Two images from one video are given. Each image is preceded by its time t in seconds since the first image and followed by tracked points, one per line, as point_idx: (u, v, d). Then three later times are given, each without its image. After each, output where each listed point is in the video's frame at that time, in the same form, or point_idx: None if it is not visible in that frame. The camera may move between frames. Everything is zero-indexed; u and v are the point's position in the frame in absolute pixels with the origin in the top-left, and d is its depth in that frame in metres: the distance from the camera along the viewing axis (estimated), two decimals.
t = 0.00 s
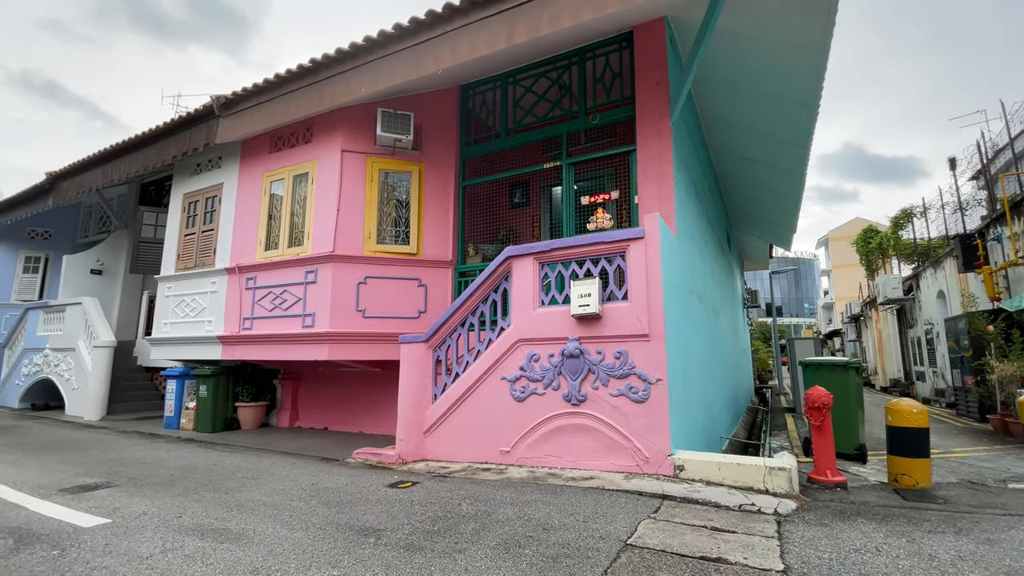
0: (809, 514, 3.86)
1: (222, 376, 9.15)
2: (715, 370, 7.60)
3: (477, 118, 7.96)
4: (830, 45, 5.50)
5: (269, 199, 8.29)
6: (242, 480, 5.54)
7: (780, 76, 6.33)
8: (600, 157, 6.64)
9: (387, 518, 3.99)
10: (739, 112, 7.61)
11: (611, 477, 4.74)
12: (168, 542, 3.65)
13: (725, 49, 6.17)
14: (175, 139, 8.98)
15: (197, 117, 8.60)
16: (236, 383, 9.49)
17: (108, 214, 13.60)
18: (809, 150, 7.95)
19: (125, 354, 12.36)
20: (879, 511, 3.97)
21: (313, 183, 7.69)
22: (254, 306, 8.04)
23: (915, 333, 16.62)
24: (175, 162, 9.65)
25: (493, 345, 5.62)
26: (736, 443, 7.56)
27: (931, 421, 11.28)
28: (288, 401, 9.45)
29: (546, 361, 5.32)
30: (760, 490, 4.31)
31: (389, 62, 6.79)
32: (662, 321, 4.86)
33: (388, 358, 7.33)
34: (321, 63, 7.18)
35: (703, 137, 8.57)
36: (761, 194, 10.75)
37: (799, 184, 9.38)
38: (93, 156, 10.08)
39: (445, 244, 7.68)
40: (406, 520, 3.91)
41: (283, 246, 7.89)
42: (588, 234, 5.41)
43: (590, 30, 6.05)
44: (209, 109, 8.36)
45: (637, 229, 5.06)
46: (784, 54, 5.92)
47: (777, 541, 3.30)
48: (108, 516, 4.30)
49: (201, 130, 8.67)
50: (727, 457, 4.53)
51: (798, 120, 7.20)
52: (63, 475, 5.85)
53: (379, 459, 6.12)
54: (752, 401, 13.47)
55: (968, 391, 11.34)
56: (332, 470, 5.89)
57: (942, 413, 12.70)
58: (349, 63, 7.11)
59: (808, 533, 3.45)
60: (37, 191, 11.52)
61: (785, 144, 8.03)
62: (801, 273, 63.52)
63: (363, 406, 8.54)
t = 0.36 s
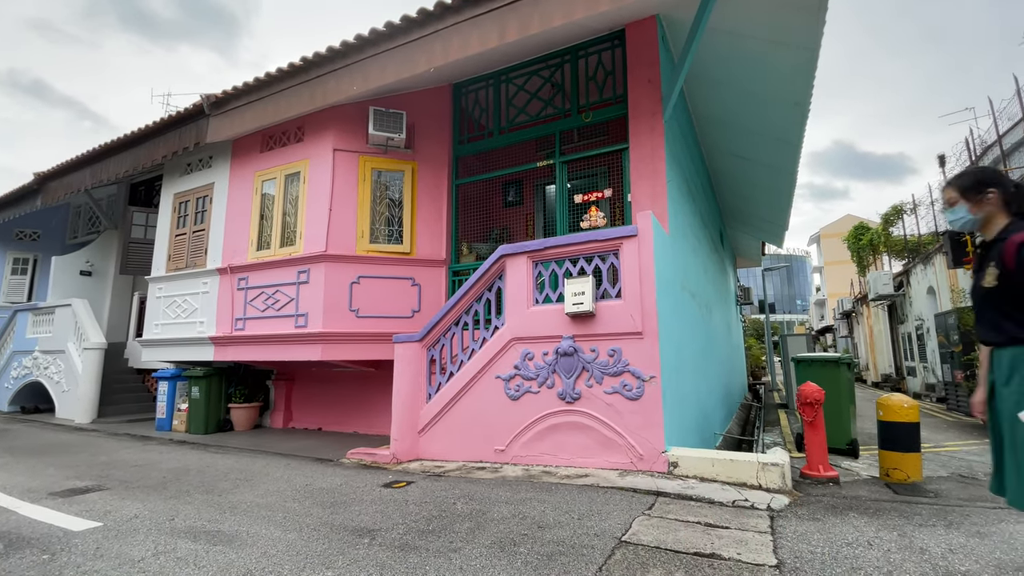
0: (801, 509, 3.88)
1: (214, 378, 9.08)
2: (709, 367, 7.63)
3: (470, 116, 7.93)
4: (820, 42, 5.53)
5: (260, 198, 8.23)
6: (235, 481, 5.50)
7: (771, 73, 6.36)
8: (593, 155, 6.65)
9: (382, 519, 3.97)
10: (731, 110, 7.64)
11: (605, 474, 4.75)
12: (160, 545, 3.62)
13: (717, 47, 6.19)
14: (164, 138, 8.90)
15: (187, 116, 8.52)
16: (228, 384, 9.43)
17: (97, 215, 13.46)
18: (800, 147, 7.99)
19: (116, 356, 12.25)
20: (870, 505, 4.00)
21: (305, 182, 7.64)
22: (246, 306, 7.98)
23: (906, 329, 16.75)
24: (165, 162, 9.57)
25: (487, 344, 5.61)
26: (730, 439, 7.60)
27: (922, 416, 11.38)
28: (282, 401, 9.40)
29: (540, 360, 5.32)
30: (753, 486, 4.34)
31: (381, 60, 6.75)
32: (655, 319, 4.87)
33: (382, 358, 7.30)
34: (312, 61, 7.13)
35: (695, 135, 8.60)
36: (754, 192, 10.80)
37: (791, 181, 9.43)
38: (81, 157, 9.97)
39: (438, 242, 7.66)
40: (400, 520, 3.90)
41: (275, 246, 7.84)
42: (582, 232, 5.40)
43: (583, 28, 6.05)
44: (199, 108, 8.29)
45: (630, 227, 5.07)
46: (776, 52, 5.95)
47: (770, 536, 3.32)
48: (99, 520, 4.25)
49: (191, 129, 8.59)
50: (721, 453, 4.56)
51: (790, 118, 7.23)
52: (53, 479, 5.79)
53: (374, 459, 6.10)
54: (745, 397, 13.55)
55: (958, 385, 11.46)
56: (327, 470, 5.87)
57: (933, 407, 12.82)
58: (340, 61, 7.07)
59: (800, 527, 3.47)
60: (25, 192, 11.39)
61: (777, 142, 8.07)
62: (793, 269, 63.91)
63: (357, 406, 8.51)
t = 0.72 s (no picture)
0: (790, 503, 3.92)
1: (205, 378, 9.02)
2: (700, 363, 7.68)
3: (461, 114, 7.91)
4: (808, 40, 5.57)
5: (250, 197, 8.17)
6: (226, 482, 5.47)
7: (760, 71, 6.41)
8: (584, 153, 6.65)
9: (374, 517, 3.97)
10: (721, 108, 7.68)
11: (597, 471, 4.77)
12: (150, 546, 3.59)
13: (706, 45, 6.23)
14: (152, 137, 8.81)
15: (175, 114, 8.45)
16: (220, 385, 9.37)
17: (84, 215, 13.30)
18: (790, 145, 8.05)
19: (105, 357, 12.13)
20: (858, 499, 4.05)
21: (295, 181, 7.60)
22: (236, 306, 7.93)
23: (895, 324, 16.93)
24: (153, 161, 9.48)
25: (479, 342, 5.61)
26: (722, 435, 7.65)
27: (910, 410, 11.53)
28: (274, 401, 9.35)
29: (532, 357, 5.32)
30: (743, 481, 4.38)
31: (371, 57, 6.71)
32: (646, 316, 4.89)
33: (374, 357, 7.28)
34: (301, 59, 7.08)
35: (686, 133, 8.64)
36: (744, 189, 10.88)
37: (780, 178, 9.51)
38: (68, 156, 9.85)
39: (430, 241, 7.64)
40: (392, 519, 3.90)
41: (265, 245, 7.78)
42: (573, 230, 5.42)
43: (573, 26, 6.06)
44: (187, 107, 8.22)
45: (621, 224, 5.08)
46: (765, 51, 6.00)
47: (759, 530, 3.35)
48: (89, 521, 4.22)
49: (179, 127, 8.52)
50: (711, 449, 4.60)
51: (779, 115, 7.28)
52: (41, 480, 5.73)
53: (366, 458, 6.08)
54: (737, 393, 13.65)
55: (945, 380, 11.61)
56: (319, 470, 5.85)
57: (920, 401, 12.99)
58: (329, 59, 7.02)
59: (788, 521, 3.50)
60: (11, 192, 11.24)
61: (766, 139, 8.12)
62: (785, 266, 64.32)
63: (349, 406, 8.48)
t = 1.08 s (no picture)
0: (779, 497, 3.95)
1: (194, 377, 8.94)
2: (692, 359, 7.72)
3: (452, 111, 7.86)
4: (797, 38, 5.60)
5: (239, 194, 8.09)
6: (215, 481, 5.43)
7: (750, 69, 6.44)
8: (575, 150, 6.64)
9: (364, 516, 3.95)
10: (712, 105, 7.71)
11: (589, 467, 4.77)
12: (138, 547, 3.55)
13: (697, 43, 6.24)
14: (139, 133, 8.69)
15: (162, 110, 8.34)
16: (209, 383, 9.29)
17: (70, 212, 13.09)
18: (780, 143, 8.09)
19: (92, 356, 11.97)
20: (846, 492, 4.08)
21: (285, 177, 7.53)
22: (225, 304, 7.86)
23: (883, 320, 17.11)
24: (140, 157, 9.36)
25: (471, 340, 5.60)
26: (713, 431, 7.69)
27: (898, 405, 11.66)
28: (264, 400, 9.28)
29: (524, 354, 5.32)
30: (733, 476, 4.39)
31: (361, 53, 6.66)
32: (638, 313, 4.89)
33: (365, 355, 7.24)
34: (290, 54, 7.01)
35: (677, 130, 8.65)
36: (735, 187, 10.93)
37: (771, 175, 9.56)
38: (52, 152, 9.69)
39: (421, 238, 7.61)
40: (383, 517, 3.88)
41: (254, 242, 7.71)
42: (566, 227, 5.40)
43: (564, 23, 6.04)
44: (174, 102, 8.11)
45: (612, 221, 5.08)
46: (755, 48, 6.02)
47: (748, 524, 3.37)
48: (74, 522, 4.16)
49: (166, 123, 8.41)
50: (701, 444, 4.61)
51: (769, 113, 7.32)
52: (27, 481, 5.65)
53: (357, 457, 6.05)
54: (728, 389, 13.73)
55: (932, 374, 11.77)
56: (310, 468, 5.82)
57: (908, 396, 13.15)
58: (319, 54, 6.96)
59: (778, 515, 3.52)
60: None
61: (757, 136, 8.16)
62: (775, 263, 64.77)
63: (340, 404, 8.44)
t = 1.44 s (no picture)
0: (768, 493, 3.99)
1: (182, 375, 8.85)
2: (682, 356, 7.77)
3: (444, 107, 7.82)
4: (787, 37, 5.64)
5: (228, 190, 8.01)
6: (204, 480, 5.39)
7: (741, 68, 6.47)
8: (567, 148, 6.65)
9: (355, 513, 3.94)
10: (703, 103, 7.74)
11: (579, 463, 4.78)
12: (125, 547, 3.51)
13: (688, 41, 6.26)
14: (126, 128, 8.57)
15: (149, 104, 8.23)
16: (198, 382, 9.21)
17: (55, 208, 12.89)
18: (770, 141, 8.16)
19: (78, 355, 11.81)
20: (832, 488, 4.13)
21: (274, 174, 7.47)
22: (214, 301, 7.79)
23: (870, 318, 17.31)
24: (127, 153, 9.24)
25: (463, 337, 5.59)
26: (703, 427, 7.74)
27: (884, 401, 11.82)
28: (254, 398, 9.21)
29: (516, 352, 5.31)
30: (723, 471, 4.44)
31: (352, 49, 6.61)
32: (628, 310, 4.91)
33: (356, 353, 7.22)
34: (281, 49, 6.94)
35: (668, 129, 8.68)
36: (726, 185, 10.99)
37: (761, 174, 9.62)
38: (37, 147, 9.53)
39: (413, 235, 7.59)
40: (374, 514, 3.87)
41: (244, 239, 7.64)
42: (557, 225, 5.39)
43: (556, 20, 6.03)
44: (162, 97, 8.01)
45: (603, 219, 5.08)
46: (745, 47, 6.05)
47: (737, 519, 3.40)
48: (61, 522, 4.11)
49: (153, 118, 8.30)
50: (691, 440, 4.64)
51: (760, 112, 7.37)
52: (11, 481, 5.58)
53: (348, 455, 6.03)
54: (718, 386, 13.84)
55: (918, 371, 11.94)
56: (300, 466, 5.79)
57: (894, 393, 13.33)
58: (309, 49, 6.90)
59: (766, 510, 3.56)
60: None
61: (747, 135, 8.21)
62: (765, 262, 65.25)
63: (331, 402, 8.40)
